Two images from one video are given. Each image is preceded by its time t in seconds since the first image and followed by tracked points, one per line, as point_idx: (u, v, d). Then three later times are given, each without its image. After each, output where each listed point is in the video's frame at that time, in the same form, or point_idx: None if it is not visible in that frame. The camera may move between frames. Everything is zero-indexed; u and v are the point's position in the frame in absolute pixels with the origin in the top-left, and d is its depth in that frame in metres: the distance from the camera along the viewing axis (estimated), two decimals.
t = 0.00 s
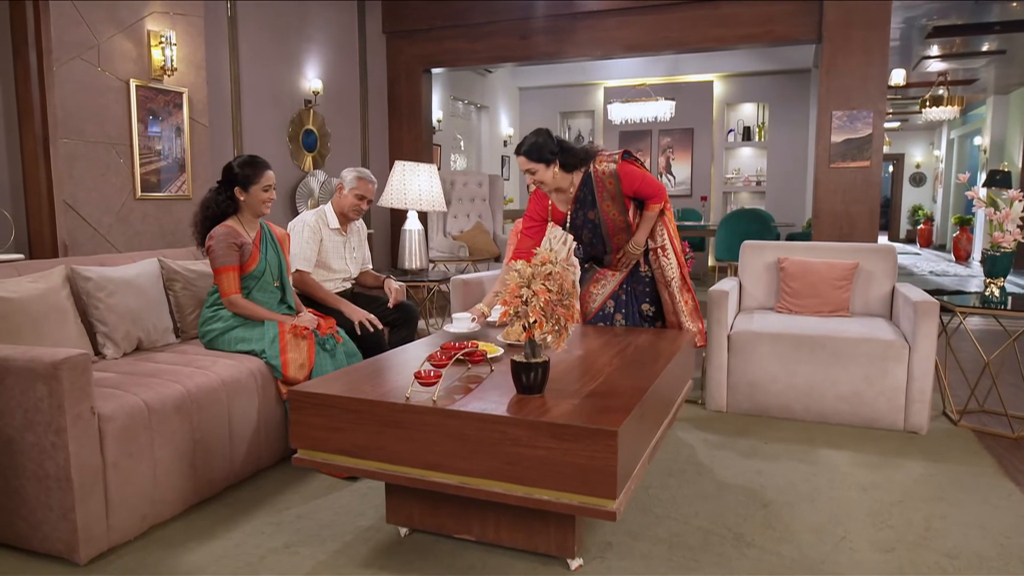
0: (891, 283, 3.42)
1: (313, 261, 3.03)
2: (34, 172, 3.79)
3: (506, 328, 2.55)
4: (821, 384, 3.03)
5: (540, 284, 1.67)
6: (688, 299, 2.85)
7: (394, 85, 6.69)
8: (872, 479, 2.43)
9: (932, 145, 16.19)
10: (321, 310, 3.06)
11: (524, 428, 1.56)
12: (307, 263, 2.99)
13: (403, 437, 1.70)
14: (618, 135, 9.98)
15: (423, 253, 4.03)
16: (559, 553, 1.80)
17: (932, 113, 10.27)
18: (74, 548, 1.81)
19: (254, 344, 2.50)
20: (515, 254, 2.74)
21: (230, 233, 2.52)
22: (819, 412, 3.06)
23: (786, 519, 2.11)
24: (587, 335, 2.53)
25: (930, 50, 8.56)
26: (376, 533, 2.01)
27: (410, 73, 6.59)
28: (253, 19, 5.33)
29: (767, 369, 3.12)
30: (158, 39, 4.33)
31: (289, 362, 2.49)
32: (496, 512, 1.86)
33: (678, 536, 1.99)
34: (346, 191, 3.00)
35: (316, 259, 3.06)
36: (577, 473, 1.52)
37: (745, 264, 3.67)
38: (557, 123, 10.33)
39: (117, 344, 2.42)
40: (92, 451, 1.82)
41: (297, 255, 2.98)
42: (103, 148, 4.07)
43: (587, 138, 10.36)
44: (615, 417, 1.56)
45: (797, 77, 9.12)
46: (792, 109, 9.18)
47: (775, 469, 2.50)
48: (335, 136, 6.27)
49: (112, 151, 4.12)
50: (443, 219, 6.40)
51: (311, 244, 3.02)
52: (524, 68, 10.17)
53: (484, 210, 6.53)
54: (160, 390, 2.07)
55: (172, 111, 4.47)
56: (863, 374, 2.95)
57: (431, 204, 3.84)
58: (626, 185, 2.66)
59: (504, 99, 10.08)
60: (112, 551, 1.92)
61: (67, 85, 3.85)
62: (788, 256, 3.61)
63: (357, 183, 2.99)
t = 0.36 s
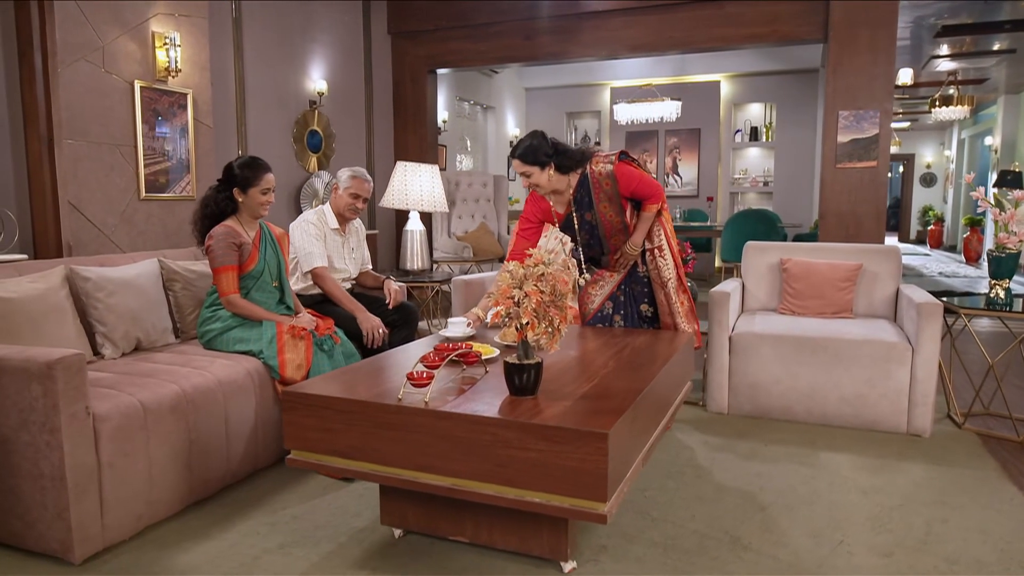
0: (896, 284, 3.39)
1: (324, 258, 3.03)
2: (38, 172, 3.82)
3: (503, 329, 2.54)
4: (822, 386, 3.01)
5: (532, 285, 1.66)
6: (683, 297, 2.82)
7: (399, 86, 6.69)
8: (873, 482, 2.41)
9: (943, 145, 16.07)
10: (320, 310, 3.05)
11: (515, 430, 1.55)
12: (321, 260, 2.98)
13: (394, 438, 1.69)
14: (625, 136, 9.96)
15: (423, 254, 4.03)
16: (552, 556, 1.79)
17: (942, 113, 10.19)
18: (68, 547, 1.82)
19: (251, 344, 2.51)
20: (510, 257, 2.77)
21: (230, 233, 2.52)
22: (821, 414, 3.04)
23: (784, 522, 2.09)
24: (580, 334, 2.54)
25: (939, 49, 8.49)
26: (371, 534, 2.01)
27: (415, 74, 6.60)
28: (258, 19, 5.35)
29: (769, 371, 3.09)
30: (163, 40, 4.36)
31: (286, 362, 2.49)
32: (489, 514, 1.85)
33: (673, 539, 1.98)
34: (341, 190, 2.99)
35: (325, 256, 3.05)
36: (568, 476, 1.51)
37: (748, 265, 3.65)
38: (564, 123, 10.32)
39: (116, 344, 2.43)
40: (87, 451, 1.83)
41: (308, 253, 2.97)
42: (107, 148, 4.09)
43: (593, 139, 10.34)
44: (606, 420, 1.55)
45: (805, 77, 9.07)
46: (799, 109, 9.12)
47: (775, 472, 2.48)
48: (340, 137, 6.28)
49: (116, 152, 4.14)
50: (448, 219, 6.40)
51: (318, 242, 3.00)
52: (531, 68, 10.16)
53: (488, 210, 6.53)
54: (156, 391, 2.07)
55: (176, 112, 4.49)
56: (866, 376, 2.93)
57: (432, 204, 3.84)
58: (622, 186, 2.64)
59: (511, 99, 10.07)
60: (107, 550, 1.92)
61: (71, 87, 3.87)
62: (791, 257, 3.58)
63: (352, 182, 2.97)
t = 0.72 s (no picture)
0: (896, 285, 3.36)
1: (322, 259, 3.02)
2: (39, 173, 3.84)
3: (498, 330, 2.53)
4: (821, 389, 2.98)
5: (521, 286, 1.65)
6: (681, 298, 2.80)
7: (402, 87, 6.70)
8: (870, 485, 2.38)
9: (950, 146, 15.97)
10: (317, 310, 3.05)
11: (502, 432, 1.54)
12: (318, 261, 2.97)
13: (383, 439, 1.69)
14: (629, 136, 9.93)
15: (422, 255, 4.03)
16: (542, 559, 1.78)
17: (949, 114, 10.13)
18: (59, 548, 1.82)
19: (246, 345, 2.50)
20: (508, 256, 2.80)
21: (226, 234, 2.50)
22: (819, 417, 3.01)
23: (778, 526, 2.07)
24: (574, 335, 2.53)
25: (946, 49, 8.44)
26: (361, 537, 2.00)
27: (418, 75, 6.60)
28: (259, 21, 5.36)
29: (767, 373, 3.07)
30: (163, 42, 4.37)
31: (281, 363, 2.49)
32: (479, 517, 1.84)
33: (665, 543, 1.96)
34: (341, 191, 2.99)
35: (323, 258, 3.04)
36: (555, 479, 1.50)
37: (748, 266, 3.63)
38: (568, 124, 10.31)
39: (112, 344, 2.43)
40: (77, 452, 1.83)
41: (306, 253, 2.96)
42: (108, 150, 4.10)
43: (597, 139, 10.33)
44: (594, 422, 1.54)
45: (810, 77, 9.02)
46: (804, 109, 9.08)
47: (772, 476, 2.46)
48: (342, 138, 6.29)
49: (117, 153, 4.16)
50: (450, 220, 6.40)
51: (316, 243, 3.00)
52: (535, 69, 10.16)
53: (490, 212, 6.52)
54: (148, 392, 2.07)
55: (177, 113, 4.50)
56: (865, 378, 2.90)
57: (430, 205, 3.84)
58: (619, 186, 2.63)
59: (514, 100, 10.07)
60: (98, 551, 1.92)
61: (72, 88, 3.89)
62: (791, 258, 3.56)
63: (352, 183, 2.98)
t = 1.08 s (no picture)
0: (895, 287, 3.34)
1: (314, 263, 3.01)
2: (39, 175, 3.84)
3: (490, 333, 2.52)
4: (818, 391, 2.97)
5: (506, 289, 1.63)
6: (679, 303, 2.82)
7: (403, 88, 6.70)
8: (865, 489, 2.36)
9: (956, 147, 15.90)
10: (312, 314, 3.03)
11: (487, 435, 1.53)
12: (310, 265, 2.97)
13: (368, 441, 1.68)
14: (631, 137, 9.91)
15: (419, 256, 4.03)
16: (529, 562, 1.77)
17: (954, 114, 10.09)
18: (47, 549, 1.82)
19: (239, 346, 2.50)
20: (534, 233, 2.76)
21: (220, 236, 2.50)
22: (816, 419, 3.00)
23: (771, 530, 2.05)
24: (566, 338, 2.52)
25: (950, 49, 8.40)
26: (350, 539, 1.99)
27: (419, 76, 6.60)
28: (260, 22, 5.37)
29: (764, 375, 3.05)
30: (163, 44, 4.38)
31: (273, 365, 2.48)
32: (466, 520, 1.83)
33: (656, 546, 1.95)
34: (338, 192, 2.99)
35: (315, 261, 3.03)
36: (539, 482, 1.49)
37: (745, 268, 3.61)
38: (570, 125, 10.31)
39: (104, 346, 2.43)
40: (66, 454, 1.83)
41: (298, 257, 2.95)
42: (107, 151, 4.11)
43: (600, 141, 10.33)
44: (580, 425, 1.53)
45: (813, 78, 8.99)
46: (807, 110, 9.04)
47: (765, 479, 2.45)
48: (343, 139, 6.30)
49: (117, 155, 4.16)
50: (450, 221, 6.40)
51: (310, 246, 2.99)
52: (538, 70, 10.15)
53: (491, 213, 6.51)
54: (138, 393, 2.07)
55: (177, 114, 4.51)
56: (862, 380, 2.88)
57: (428, 205, 3.84)
58: (631, 174, 2.66)
59: (517, 101, 10.07)
60: (87, 552, 1.92)
61: (71, 90, 3.90)
62: (789, 259, 3.54)
63: (349, 184, 2.99)
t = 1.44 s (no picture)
0: (893, 289, 3.32)
1: (306, 268, 3.05)
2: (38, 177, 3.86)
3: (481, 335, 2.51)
4: (814, 395, 2.95)
5: (491, 290, 1.63)
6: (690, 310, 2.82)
7: (404, 89, 6.70)
8: (859, 493, 2.34)
9: (961, 148, 15.82)
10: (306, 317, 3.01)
11: (471, 438, 1.52)
12: (301, 270, 3.01)
13: (353, 443, 1.67)
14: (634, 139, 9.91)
15: (417, 257, 4.03)
16: (516, 566, 1.76)
17: (958, 115, 10.03)
18: (34, 550, 1.82)
19: (231, 348, 2.50)
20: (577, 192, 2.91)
21: (213, 237, 2.49)
22: (813, 423, 2.98)
23: (762, 534, 2.04)
24: (559, 341, 2.53)
25: (954, 50, 8.35)
26: (338, 542, 1.98)
27: (419, 77, 6.60)
28: (260, 24, 5.39)
29: (759, 378, 3.04)
30: (162, 46, 4.39)
31: (265, 367, 2.48)
32: (453, 523, 1.82)
33: (644, 550, 1.94)
34: (334, 193, 3.00)
35: (308, 265, 3.06)
36: (522, 486, 1.48)
37: (743, 269, 3.59)
38: (572, 126, 10.32)
39: (96, 347, 2.44)
40: (53, 455, 1.83)
41: (290, 261, 2.98)
42: (107, 153, 4.13)
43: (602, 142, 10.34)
44: (564, 428, 1.52)
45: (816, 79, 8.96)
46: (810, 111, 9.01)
47: (759, 482, 2.43)
48: (342, 141, 6.31)
49: (115, 156, 4.17)
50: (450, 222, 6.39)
51: (303, 250, 3.02)
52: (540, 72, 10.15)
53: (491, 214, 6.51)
54: (128, 395, 2.07)
55: (176, 116, 4.52)
56: (858, 384, 2.86)
57: (424, 207, 3.83)
58: (676, 164, 2.73)
59: (518, 102, 10.07)
60: (75, 554, 1.92)
61: (70, 92, 3.91)
62: (787, 261, 3.52)
63: (342, 183, 3.01)
